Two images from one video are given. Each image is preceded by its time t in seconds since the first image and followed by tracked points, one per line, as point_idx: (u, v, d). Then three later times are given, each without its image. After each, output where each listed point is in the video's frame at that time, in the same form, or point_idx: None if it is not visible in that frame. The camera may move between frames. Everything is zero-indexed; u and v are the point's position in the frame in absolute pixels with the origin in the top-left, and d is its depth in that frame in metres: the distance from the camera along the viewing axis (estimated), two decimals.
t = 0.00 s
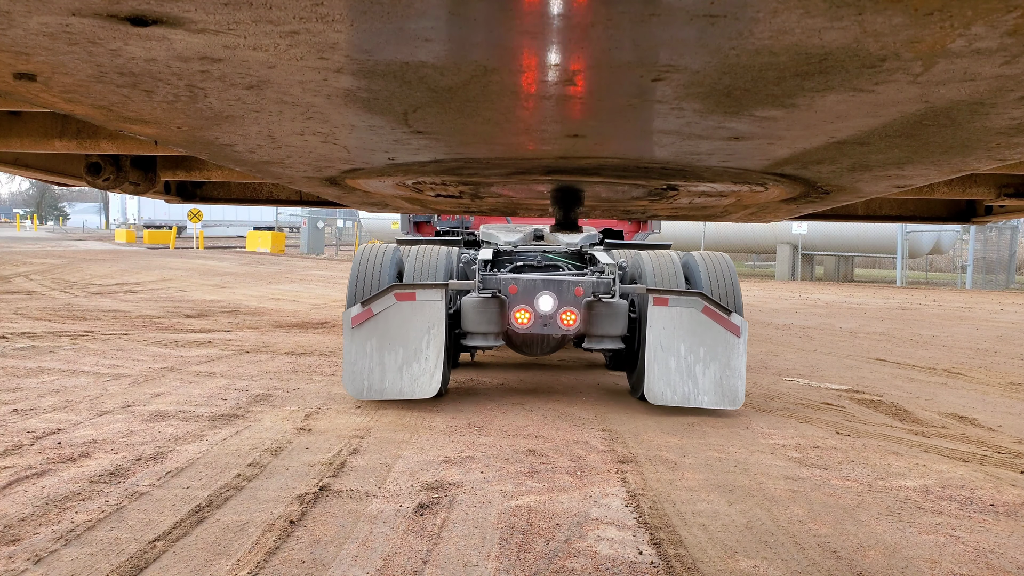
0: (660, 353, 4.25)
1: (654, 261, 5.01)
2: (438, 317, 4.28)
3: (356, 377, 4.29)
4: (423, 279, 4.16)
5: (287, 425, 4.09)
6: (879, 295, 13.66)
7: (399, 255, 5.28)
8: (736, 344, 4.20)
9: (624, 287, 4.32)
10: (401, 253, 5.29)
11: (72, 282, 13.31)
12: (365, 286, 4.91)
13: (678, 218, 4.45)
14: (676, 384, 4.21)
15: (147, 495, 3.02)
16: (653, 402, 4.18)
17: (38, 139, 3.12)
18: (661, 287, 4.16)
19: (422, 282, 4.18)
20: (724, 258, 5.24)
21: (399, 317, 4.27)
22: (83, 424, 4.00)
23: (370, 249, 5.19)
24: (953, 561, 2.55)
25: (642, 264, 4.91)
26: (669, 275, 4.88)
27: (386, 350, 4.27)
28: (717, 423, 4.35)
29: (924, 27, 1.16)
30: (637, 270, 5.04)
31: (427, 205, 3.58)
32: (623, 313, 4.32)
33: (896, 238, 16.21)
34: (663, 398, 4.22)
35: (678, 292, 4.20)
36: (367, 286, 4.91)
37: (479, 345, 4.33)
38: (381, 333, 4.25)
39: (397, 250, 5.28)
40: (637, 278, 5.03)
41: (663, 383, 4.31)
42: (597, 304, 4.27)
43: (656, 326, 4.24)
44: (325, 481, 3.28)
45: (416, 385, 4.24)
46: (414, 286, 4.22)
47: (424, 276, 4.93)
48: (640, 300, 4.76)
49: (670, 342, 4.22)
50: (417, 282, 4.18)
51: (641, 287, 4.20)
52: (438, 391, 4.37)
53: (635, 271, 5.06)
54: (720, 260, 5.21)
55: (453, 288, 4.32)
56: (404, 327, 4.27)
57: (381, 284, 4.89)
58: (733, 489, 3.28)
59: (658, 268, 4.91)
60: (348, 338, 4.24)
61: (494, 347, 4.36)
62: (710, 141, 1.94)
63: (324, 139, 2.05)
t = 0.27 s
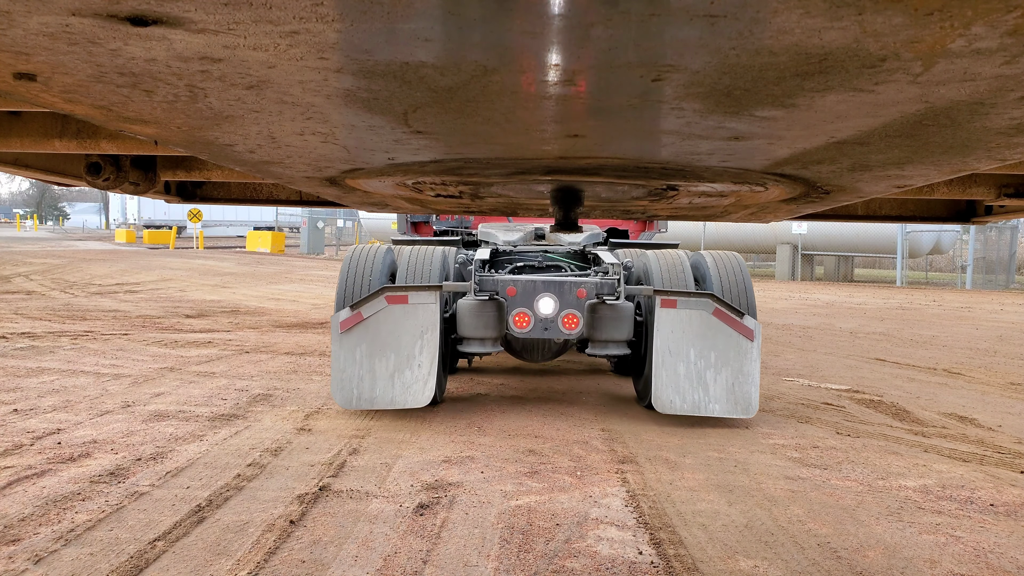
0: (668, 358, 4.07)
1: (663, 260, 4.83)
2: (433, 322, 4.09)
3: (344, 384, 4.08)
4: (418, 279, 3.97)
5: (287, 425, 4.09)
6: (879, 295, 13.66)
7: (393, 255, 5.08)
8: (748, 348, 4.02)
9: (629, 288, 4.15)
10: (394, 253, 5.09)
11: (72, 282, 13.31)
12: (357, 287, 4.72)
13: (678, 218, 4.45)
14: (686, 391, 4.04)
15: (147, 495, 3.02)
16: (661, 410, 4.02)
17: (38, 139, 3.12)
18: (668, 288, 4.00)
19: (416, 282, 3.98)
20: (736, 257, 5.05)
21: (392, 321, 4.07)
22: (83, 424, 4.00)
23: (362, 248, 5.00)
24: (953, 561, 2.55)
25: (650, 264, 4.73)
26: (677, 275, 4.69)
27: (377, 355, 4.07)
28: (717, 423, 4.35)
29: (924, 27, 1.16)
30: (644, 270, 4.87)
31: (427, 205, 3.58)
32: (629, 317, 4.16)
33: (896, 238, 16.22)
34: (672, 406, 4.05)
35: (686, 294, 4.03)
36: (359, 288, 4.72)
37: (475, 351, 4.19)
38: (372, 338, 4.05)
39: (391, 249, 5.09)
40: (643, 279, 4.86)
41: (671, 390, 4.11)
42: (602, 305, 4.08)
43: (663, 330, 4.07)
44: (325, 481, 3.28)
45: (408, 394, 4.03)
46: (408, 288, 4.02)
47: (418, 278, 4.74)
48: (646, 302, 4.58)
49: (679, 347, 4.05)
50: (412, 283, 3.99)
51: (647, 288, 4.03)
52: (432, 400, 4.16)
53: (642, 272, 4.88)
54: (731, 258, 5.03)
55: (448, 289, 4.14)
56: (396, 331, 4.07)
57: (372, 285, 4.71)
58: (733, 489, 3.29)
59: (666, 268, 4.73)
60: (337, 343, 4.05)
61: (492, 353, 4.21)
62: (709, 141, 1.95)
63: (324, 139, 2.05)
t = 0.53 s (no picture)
0: (676, 363, 3.88)
1: (671, 260, 4.62)
2: (426, 325, 3.91)
3: (333, 390, 3.90)
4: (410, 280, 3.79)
5: (287, 425, 4.09)
6: (879, 295, 13.66)
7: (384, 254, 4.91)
8: (761, 352, 3.81)
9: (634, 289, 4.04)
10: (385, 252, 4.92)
11: (71, 282, 13.31)
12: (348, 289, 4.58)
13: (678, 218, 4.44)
14: (695, 398, 3.84)
15: (147, 495, 3.02)
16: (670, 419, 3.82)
17: (38, 139, 3.12)
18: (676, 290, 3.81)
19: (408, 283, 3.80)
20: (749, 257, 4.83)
21: (383, 324, 3.89)
22: (83, 424, 4.00)
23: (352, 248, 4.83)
24: (953, 561, 2.55)
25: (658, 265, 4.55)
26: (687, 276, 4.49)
27: (367, 360, 3.89)
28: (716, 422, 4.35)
29: (925, 27, 1.16)
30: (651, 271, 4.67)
31: (427, 205, 3.58)
32: (637, 321, 3.98)
33: (896, 238, 16.22)
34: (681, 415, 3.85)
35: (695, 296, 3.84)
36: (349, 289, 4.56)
37: (472, 356, 4.02)
38: (362, 342, 3.87)
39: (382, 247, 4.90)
40: (650, 279, 4.66)
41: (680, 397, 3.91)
42: (606, 306, 3.96)
43: (671, 334, 3.88)
44: (325, 481, 3.28)
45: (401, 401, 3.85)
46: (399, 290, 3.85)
47: (411, 278, 4.58)
48: (653, 305, 4.39)
49: (687, 352, 3.86)
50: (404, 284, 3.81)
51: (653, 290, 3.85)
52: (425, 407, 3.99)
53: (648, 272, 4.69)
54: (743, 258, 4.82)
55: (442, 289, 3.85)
56: (387, 335, 3.89)
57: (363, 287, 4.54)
58: (733, 489, 3.29)
59: (674, 269, 4.54)
60: (324, 347, 3.87)
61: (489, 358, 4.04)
62: (709, 142, 1.95)
63: (324, 139, 2.05)
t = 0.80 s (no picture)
0: (684, 370, 3.66)
1: (680, 261, 4.40)
2: (419, 329, 3.71)
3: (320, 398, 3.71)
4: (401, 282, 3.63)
5: (287, 425, 4.09)
6: (879, 295, 13.66)
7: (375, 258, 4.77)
8: (774, 358, 3.61)
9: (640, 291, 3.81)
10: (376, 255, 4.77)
11: (71, 282, 13.30)
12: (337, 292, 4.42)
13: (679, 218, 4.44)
14: (705, 407, 3.63)
15: (147, 495, 3.02)
16: (677, 430, 3.61)
17: (38, 139, 3.12)
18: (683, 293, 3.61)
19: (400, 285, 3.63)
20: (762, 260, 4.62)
21: (374, 329, 3.70)
22: (83, 424, 4.00)
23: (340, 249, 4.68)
24: (953, 561, 2.55)
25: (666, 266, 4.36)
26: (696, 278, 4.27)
27: (357, 366, 3.69)
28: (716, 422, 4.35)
29: (925, 27, 1.16)
30: (658, 271, 4.46)
31: (427, 205, 3.58)
32: (642, 325, 3.77)
33: (896, 238, 16.23)
34: (689, 425, 3.65)
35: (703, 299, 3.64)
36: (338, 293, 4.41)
37: (468, 363, 3.74)
38: (351, 348, 3.68)
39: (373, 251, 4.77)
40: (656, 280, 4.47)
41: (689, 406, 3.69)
42: (610, 310, 3.73)
43: (679, 339, 3.66)
44: (325, 481, 3.28)
45: (392, 409, 3.65)
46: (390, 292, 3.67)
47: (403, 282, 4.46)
48: (661, 308, 4.18)
49: (696, 358, 3.64)
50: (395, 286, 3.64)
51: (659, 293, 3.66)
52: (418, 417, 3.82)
53: (655, 273, 4.48)
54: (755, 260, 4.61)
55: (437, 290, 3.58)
56: (378, 339, 3.70)
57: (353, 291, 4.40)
58: (733, 488, 3.29)
59: (683, 270, 4.31)
60: (312, 353, 3.68)
61: (486, 365, 3.78)
62: (709, 142, 1.94)
63: (324, 139, 2.05)
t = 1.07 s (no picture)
0: (692, 377, 3.43)
1: (688, 262, 4.25)
2: (412, 335, 3.52)
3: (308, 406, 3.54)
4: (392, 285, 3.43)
5: (287, 425, 4.10)
6: (879, 295, 13.66)
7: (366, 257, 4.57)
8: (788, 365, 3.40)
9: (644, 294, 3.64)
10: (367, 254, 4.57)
11: (71, 282, 13.30)
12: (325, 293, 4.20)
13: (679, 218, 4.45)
14: (714, 416, 3.41)
15: (147, 494, 3.02)
16: (684, 440, 3.39)
17: (38, 139, 3.12)
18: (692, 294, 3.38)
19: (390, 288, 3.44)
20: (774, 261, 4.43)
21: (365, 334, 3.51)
22: (83, 424, 4.00)
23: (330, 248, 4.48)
24: (953, 561, 2.55)
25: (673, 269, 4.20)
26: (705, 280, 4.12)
27: (347, 374, 3.51)
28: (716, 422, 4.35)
29: (924, 27, 1.16)
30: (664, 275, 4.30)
31: (427, 205, 3.58)
32: (647, 330, 3.60)
33: (896, 238, 16.24)
34: (697, 435, 3.43)
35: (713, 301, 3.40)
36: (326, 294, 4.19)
37: (463, 369, 3.65)
38: (341, 354, 3.50)
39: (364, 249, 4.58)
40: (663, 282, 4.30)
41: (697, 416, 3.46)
42: (614, 313, 3.57)
43: (686, 344, 3.44)
44: (325, 481, 3.28)
45: (383, 419, 3.49)
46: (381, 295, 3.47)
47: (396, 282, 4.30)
48: (669, 310, 3.96)
49: (706, 365, 3.41)
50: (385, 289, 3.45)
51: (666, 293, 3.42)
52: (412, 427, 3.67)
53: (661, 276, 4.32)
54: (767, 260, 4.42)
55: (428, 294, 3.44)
56: (369, 345, 3.51)
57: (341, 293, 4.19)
58: (733, 489, 3.29)
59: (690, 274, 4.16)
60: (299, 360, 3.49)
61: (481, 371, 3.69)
62: (709, 142, 1.95)
63: (324, 139, 2.05)
